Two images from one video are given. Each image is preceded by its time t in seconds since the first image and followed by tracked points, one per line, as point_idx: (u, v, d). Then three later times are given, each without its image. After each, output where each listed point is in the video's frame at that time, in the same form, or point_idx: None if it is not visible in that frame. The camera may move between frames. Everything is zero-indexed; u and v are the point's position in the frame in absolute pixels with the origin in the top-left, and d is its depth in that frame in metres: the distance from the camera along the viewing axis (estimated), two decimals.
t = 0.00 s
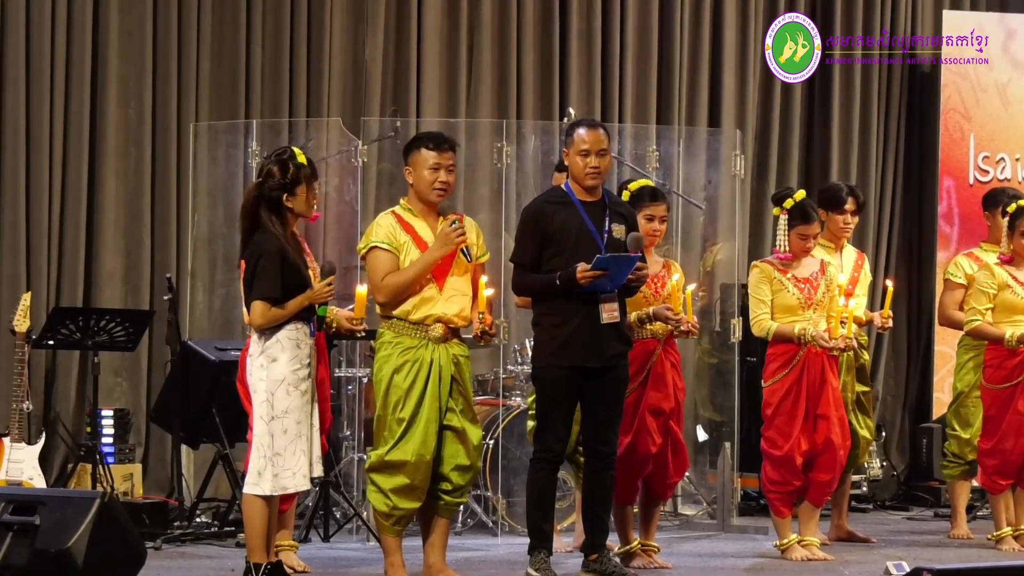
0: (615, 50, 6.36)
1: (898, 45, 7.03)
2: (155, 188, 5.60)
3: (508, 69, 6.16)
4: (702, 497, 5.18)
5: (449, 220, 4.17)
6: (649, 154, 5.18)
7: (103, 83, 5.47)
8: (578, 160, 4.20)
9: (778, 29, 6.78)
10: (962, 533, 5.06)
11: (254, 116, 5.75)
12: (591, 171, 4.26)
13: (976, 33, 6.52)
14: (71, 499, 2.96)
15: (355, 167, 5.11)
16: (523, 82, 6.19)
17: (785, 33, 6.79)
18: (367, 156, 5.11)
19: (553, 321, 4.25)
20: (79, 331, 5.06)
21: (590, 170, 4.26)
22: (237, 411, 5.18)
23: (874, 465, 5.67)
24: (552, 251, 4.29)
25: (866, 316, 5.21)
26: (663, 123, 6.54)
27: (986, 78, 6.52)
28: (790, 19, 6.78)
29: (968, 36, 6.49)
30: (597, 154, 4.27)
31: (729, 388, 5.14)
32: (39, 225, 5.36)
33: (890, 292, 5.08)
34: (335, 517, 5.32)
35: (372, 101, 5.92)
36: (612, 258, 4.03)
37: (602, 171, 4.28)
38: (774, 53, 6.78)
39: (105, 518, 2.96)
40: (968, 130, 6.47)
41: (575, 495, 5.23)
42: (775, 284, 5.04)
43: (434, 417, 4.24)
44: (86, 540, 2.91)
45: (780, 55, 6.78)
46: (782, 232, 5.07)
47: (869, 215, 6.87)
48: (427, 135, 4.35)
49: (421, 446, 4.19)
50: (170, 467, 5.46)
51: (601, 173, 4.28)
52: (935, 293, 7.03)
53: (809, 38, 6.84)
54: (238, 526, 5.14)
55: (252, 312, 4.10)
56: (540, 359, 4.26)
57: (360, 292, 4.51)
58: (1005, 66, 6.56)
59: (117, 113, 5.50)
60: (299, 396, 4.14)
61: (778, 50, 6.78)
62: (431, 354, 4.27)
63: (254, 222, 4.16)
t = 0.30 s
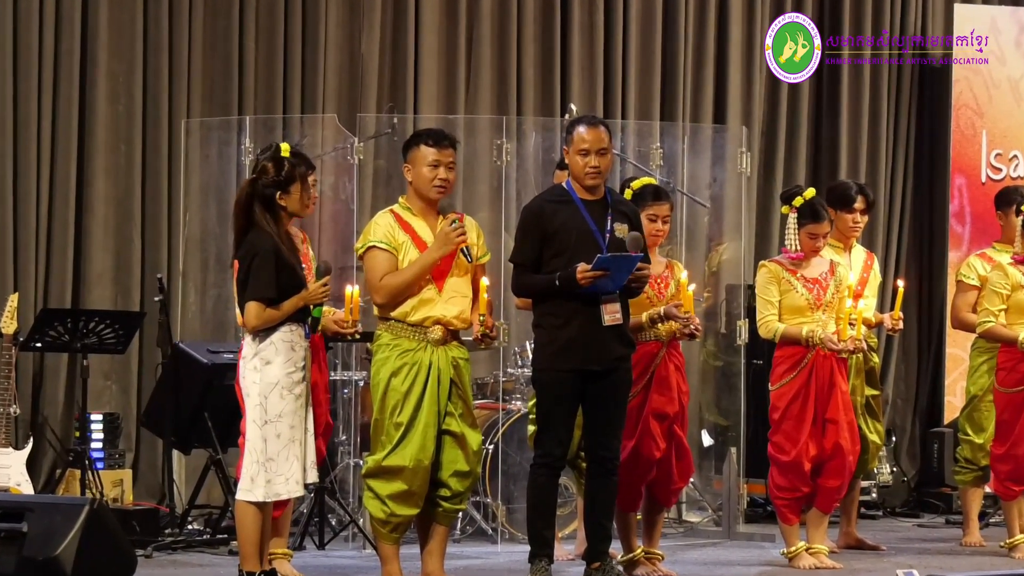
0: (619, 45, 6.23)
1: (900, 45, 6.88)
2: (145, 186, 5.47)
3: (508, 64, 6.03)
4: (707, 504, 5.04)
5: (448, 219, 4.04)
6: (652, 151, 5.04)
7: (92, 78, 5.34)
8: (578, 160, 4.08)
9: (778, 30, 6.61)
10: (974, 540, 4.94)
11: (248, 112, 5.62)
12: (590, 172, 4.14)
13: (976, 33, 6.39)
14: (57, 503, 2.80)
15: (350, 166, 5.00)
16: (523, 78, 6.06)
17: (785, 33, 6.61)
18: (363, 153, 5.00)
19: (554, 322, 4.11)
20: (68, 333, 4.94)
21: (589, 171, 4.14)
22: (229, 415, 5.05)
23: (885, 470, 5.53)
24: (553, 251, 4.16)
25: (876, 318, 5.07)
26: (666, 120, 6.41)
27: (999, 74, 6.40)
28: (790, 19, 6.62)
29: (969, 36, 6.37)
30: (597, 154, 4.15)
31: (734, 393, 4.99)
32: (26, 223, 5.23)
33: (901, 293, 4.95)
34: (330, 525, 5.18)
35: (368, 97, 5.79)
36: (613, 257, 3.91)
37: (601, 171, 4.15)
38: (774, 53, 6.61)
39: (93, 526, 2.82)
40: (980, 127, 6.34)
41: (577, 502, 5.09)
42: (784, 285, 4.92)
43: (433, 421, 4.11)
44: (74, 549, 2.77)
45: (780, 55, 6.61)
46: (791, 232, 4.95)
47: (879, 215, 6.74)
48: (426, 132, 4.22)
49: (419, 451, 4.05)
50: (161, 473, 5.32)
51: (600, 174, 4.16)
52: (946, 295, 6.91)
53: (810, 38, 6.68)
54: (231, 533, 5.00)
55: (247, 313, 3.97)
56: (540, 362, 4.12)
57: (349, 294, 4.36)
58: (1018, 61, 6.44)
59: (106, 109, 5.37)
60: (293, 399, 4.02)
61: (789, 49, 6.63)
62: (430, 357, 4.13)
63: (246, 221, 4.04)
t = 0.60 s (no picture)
0: (624, 60, 6.03)
1: (926, 43, 6.70)
2: (130, 208, 5.27)
3: (509, 82, 5.82)
4: (716, 542, 4.81)
5: (447, 242, 3.83)
6: (659, 173, 4.82)
7: (74, 95, 5.14)
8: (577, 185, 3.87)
9: (778, 29, 6.38)
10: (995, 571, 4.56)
11: (237, 131, 5.41)
12: (589, 197, 3.94)
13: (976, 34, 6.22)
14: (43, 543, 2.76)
15: (344, 187, 4.80)
16: (525, 95, 5.85)
17: (785, 33, 6.39)
18: (356, 174, 4.79)
19: (555, 353, 3.89)
20: (48, 363, 4.72)
21: (588, 196, 3.94)
22: (216, 449, 4.83)
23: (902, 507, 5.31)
24: (554, 277, 3.94)
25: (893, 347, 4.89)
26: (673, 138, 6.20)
27: (1019, 91, 6.21)
28: (787, 20, 6.39)
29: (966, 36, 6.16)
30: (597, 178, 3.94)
31: (744, 424, 4.77)
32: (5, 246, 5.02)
33: (919, 320, 4.73)
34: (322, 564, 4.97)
35: (363, 116, 5.58)
36: (615, 283, 3.68)
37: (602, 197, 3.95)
38: (776, 52, 6.37)
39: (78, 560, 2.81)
40: (1001, 147, 6.14)
41: (581, 540, 4.87)
42: (797, 311, 4.70)
43: (431, 455, 3.89)
44: None
45: (780, 54, 6.38)
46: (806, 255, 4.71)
47: (896, 240, 6.53)
48: (422, 152, 4.02)
49: (417, 487, 3.83)
50: (146, 509, 5.09)
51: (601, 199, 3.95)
52: (965, 321, 6.70)
53: (810, 38, 6.45)
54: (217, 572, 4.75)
55: (232, 341, 3.74)
56: (541, 396, 3.90)
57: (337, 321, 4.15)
58: None
59: (88, 128, 5.17)
60: (283, 432, 3.80)
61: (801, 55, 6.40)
62: (428, 389, 3.91)
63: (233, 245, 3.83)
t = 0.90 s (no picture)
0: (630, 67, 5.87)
1: (939, 43, 6.55)
2: (119, 220, 5.12)
3: (512, 90, 5.66)
4: (725, 564, 4.65)
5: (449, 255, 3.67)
6: (667, 183, 4.66)
7: (62, 104, 4.98)
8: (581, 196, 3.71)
9: (778, 29, 6.21)
10: None
11: (229, 140, 5.26)
12: (594, 208, 3.78)
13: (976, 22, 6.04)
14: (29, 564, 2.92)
15: (341, 199, 4.65)
16: (528, 103, 5.69)
17: (786, 34, 6.21)
18: (354, 185, 4.65)
19: (559, 371, 3.73)
20: (36, 380, 4.56)
21: (592, 207, 3.79)
22: (209, 468, 4.67)
23: (918, 528, 5.18)
24: (559, 291, 3.78)
25: (908, 363, 4.76)
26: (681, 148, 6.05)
27: None
28: (789, 20, 6.22)
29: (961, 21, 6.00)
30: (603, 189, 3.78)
31: (755, 443, 4.61)
32: None
33: (935, 335, 4.58)
34: None
35: (361, 125, 5.42)
36: (621, 294, 3.52)
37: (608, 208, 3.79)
38: (775, 53, 6.20)
39: None
40: (1020, 157, 6.00)
41: (586, 562, 4.71)
42: (811, 325, 4.56)
43: (431, 474, 3.73)
44: None
45: (780, 54, 6.20)
46: (821, 266, 4.58)
47: (913, 251, 6.39)
48: (423, 164, 3.88)
49: (417, 507, 3.67)
50: (137, 530, 4.94)
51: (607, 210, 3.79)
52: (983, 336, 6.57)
53: (810, 38, 6.27)
54: None
55: (223, 358, 3.59)
56: (544, 415, 3.74)
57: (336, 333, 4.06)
58: None
59: (76, 138, 5.01)
60: (277, 451, 3.65)
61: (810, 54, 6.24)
62: (429, 406, 3.75)
63: (225, 257, 3.67)
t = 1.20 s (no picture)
0: (638, 62, 5.71)
1: (954, 43, 6.40)
2: (109, 219, 4.96)
3: (516, 84, 5.51)
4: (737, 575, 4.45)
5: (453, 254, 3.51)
6: (676, 180, 4.47)
7: (49, 98, 4.82)
8: (587, 191, 3.55)
9: (778, 29, 6.04)
10: None
11: (223, 135, 5.10)
12: (600, 205, 3.62)
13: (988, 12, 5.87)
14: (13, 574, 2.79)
15: (338, 195, 4.49)
16: (533, 97, 5.53)
17: (788, 33, 6.06)
18: (352, 181, 4.47)
19: (565, 374, 3.56)
20: (22, 383, 4.38)
21: (599, 204, 3.62)
22: (201, 475, 4.50)
23: (936, 537, 5.01)
24: (564, 290, 3.62)
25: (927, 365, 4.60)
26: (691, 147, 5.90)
27: None
28: (791, 20, 6.06)
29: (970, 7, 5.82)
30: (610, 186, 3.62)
31: (767, 448, 4.45)
32: None
33: (954, 337, 4.42)
34: None
35: (359, 121, 5.27)
36: (630, 292, 3.37)
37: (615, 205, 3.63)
38: (774, 53, 6.03)
39: None
40: None
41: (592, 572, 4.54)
42: (826, 327, 4.41)
43: (433, 481, 3.56)
44: None
45: (780, 55, 6.03)
46: (835, 265, 4.40)
47: (930, 250, 6.24)
48: (424, 159, 3.74)
49: (418, 515, 3.50)
50: (126, 539, 4.78)
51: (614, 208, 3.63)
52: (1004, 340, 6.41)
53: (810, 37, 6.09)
54: None
55: (214, 361, 3.43)
56: (549, 420, 3.57)
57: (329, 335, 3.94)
58: None
59: (64, 133, 4.85)
60: (272, 457, 3.48)
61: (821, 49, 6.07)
62: (430, 411, 3.59)
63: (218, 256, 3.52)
